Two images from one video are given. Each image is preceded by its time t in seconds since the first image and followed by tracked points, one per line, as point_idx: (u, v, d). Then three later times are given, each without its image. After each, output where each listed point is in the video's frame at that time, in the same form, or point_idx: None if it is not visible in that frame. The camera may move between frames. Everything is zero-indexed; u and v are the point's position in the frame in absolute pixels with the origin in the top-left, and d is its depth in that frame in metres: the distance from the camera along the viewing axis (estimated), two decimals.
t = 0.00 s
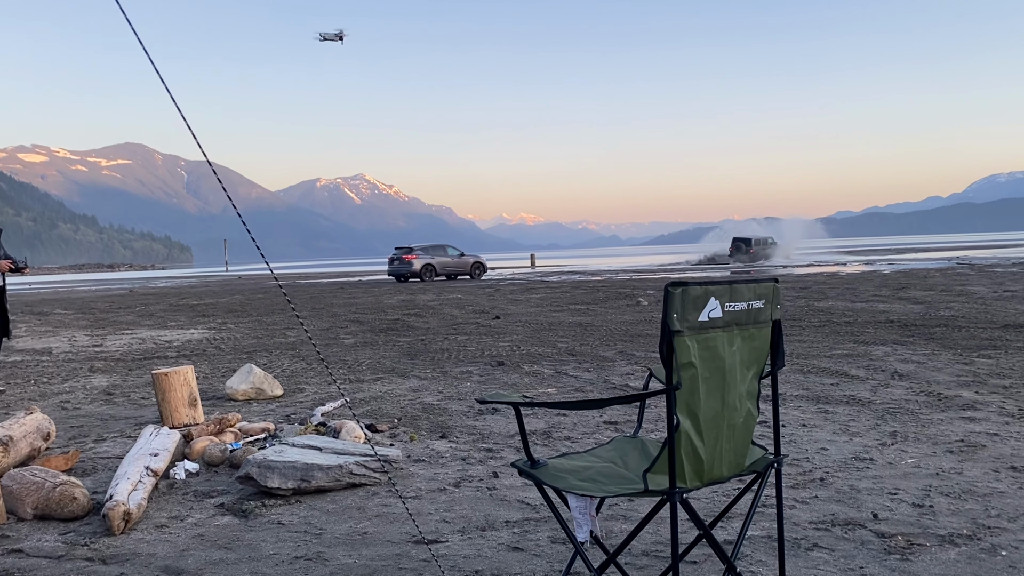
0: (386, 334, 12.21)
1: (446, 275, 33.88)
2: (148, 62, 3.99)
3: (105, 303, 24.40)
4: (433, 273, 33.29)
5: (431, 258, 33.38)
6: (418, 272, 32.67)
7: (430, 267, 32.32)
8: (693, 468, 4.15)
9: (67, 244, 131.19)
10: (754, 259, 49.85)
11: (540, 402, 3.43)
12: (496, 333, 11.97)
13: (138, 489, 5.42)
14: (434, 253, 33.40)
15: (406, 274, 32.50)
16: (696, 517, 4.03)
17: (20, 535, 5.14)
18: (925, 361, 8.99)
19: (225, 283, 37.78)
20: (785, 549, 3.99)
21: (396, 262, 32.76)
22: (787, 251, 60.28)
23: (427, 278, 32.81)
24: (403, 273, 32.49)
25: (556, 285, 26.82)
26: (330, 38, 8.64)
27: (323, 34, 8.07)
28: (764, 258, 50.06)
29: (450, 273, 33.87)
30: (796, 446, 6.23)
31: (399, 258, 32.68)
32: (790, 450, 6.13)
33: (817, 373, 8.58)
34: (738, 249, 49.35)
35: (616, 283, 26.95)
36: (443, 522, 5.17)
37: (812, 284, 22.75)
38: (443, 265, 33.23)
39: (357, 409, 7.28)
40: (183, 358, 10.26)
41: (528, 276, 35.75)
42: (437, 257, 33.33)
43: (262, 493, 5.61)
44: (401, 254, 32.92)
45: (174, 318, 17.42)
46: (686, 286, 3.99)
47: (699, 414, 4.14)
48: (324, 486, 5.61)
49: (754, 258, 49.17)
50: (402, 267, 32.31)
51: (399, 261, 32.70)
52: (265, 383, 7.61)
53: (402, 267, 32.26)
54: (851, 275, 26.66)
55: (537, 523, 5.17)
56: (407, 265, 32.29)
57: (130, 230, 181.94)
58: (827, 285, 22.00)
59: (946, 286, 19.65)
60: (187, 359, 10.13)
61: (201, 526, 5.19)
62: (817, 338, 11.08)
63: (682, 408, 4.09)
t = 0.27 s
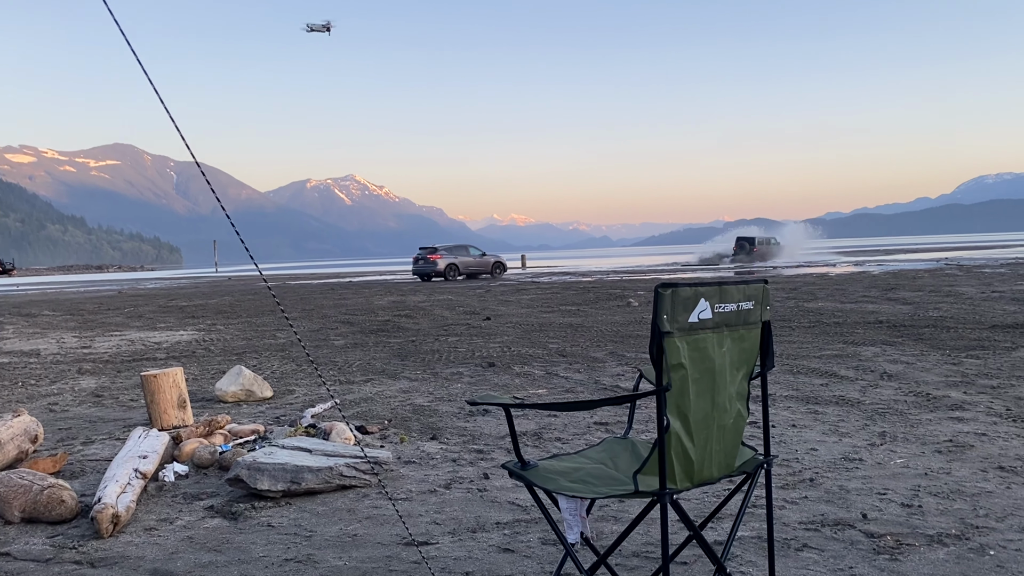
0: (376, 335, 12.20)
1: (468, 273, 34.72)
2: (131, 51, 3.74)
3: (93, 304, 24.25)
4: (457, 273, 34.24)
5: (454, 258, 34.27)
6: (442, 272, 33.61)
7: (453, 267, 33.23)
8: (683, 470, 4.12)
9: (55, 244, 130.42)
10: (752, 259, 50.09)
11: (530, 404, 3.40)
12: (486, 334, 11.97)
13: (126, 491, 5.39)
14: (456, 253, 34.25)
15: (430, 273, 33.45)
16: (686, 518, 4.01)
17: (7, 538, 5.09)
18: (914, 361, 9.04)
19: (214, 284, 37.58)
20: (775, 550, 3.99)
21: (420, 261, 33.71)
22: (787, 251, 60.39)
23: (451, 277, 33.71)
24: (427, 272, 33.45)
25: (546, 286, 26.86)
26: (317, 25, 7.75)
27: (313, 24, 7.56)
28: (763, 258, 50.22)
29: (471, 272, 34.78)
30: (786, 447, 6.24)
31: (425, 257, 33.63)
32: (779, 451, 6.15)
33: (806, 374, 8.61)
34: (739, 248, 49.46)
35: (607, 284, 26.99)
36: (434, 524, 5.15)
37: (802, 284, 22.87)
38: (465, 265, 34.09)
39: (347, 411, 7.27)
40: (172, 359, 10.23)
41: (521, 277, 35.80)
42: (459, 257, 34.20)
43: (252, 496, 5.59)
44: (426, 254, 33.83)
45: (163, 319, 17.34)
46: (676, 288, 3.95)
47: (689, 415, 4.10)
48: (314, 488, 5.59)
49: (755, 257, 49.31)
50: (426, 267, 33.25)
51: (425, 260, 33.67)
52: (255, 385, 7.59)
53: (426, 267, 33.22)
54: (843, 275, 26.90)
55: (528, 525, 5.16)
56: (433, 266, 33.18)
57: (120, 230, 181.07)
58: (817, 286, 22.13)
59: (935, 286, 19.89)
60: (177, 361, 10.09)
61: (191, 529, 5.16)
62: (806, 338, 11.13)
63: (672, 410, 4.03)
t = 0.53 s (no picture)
0: (367, 337, 12.16)
1: (490, 273, 35.36)
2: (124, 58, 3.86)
3: (80, 306, 24.04)
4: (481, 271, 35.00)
5: (476, 257, 34.91)
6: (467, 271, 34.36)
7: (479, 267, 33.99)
8: (674, 471, 4.09)
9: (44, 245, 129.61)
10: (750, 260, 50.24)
11: (521, 404, 3.38)
12: (477, 335, 11.95)
13: (115, 494, 5.36)
14: (480, 253, 34.93)
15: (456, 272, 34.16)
16: (677, 519, 3.99)
17: None
18: (903, 362, 9.09)
19: (203, 285, 37.34)
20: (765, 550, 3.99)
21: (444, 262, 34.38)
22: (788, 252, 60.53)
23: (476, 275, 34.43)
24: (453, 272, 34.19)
25: (538, 287, 26.82)
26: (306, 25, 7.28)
27: (305, 20, 7.46)
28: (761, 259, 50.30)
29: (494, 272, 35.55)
30: (777, 447, 6.26)
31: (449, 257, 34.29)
32: (770, 452, 6.16)
33: (797, 375, 8.63)
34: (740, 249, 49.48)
35: (598, 285, 27.01)
36: (424, 526, 5.14)
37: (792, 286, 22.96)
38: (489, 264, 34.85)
39: (338, 413, 7.25)
40: (162, 361, 10.17)
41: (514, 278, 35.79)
42: (482, 256, 34.85)
43: (242, 498, 5.56)
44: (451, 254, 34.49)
45: (152, 321, 17.24)
46: (667, 289, 3.92)
47: (680, 416, 4.07)
48: (305, 490, 5.57)
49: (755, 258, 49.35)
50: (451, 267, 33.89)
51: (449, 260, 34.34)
52: (245, 387, 7.56)
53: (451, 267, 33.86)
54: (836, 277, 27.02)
55: (519, 526, 5.15)
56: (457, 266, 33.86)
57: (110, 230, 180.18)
58: (808, 287, 22.21)
59: (925, 287, 20.07)
60: (166, 363, 10.04)
61: (180, 531, 5.13)
62: (796, 339, 11.16)
63: (663, 411, 4.00)
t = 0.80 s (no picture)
0: (358, 338, 12.15)
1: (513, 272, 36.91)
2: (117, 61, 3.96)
3: (69, 308, 23.91)
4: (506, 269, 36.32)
5: (500, 256, 36.47)
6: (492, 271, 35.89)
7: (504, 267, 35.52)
8: (665, 472, 4.08)
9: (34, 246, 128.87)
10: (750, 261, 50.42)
11: (512, 405, 3.37)
12: (469, 336, 11.95)
13: (104, 496, 5.32)
14: (504, 252, 36.23)
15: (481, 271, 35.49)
16: (668, 520, 3.97)
17: None
18: (893, 362, 9.13)
19: (193, 286, 37.12)
20: (756, 551, 3.99)
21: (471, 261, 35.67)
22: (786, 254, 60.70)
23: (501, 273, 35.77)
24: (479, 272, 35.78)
25: (529, 288, 26.86)
26: (300, 24, 7.11)
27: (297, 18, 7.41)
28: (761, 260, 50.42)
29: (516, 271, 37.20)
30: (768, 448, 6.28)
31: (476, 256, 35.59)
32: (760, 453, 6.18)
33: (787, 375, 8.65)
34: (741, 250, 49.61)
35: (589, 286, 27.06)
36: (416, 527, 5.12)
37: (783, 287, 23.04)
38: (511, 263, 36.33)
39: (329, 414, 7.24)
40: (152, 363, 10.14)
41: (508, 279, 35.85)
42: (505, 255, 36.35)
43: (232, 500, 5.54)
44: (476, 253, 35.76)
45: (142, 322, 17.18)
46: (657, 290, 3.90)
47: (671, 417, 4.05)
48: (295, 492, 5.55)
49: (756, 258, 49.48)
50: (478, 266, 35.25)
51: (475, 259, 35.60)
52: (235, 388, 7.54)
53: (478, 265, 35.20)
54: (828, 278, 27.18)
55: (510, 527, 5.14)
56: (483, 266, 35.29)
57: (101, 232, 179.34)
58: (799, 288, 22.28)
59: (915, 289, 20.17)
60: (156, 364, 10.00)
61: (170, 534, 5.09)
62: (788, 340, 11.20)
63: (654, 412, 3.99)
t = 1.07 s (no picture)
0: (349, 339, 12.14)
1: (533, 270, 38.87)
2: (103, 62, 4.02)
3: (58, 309, 23.79)
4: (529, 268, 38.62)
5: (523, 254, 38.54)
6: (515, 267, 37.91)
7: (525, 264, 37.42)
8: (655, 473, 4.06)
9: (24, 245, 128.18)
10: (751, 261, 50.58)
11: (502, 407, 3.36)
12: (461, 337, 11.96)
13: (93, 499, 5.29)
14: (527, 250, 38.23)
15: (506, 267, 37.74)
16: (658, 522, 3.96)
17: None
18: (882, 363, 9.17)
19: (182, 288, 36.93)
20: (746, 552, 3.99)
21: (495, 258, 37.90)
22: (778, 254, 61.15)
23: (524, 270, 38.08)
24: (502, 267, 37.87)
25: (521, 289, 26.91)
26: (291, 25, 7.10)
27: (289, 20, 7.42)
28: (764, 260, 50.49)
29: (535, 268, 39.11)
30: (758, 449, 6.30)
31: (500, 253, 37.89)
32: (750, 454, 6.19)
33: (777, 377, 8.68)
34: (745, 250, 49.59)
35: (580, 286, 27.09)
36: (407, 529, 5.11)
37: (774, 288, 23.13)
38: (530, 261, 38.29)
39: (320, 416, 7.24)
40: (142, 364, 10.11)
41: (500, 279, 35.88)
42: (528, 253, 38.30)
43: (222, 502, 5.52)
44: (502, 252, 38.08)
45: (133, 324, 17.13)
46: (647, 292, 3.89)
47: (661, 419, 4.04)
48: (285, 493, 5.54)
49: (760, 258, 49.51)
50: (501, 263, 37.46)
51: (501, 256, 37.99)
52: (226, 390, 7.53)
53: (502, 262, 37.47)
54: (819, 278, 27.30)
55: (501, 529, 5.13)
56: (508, 262, 37.28)
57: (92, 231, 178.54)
58: (789, 289, 22.38)
59: (904, 289, 20.31)
60: (146, 366, 9.98)
61: (159, 536, 5.06)
62: (778, 341, 11.24)
63: (643, 414, 3.97)
